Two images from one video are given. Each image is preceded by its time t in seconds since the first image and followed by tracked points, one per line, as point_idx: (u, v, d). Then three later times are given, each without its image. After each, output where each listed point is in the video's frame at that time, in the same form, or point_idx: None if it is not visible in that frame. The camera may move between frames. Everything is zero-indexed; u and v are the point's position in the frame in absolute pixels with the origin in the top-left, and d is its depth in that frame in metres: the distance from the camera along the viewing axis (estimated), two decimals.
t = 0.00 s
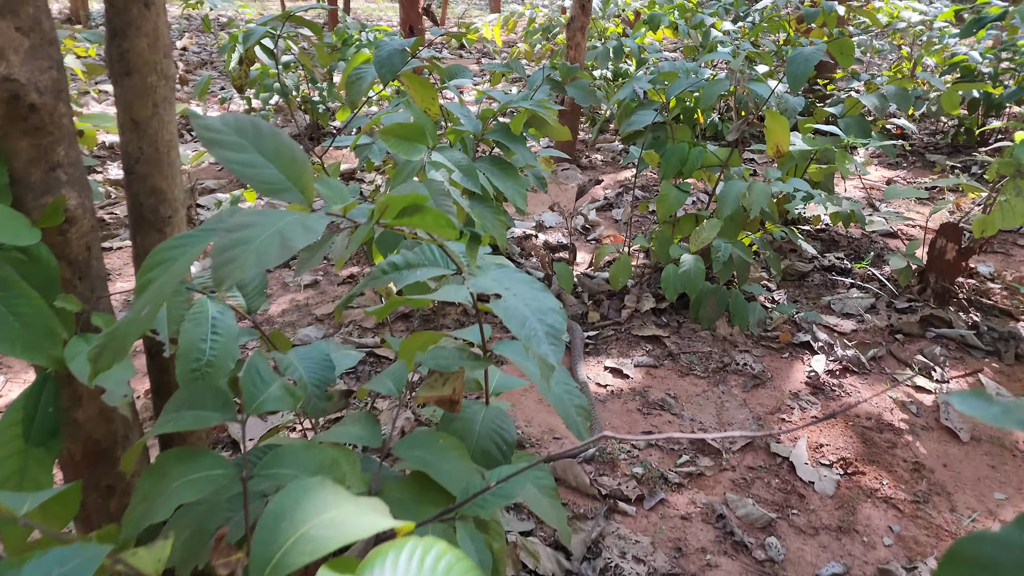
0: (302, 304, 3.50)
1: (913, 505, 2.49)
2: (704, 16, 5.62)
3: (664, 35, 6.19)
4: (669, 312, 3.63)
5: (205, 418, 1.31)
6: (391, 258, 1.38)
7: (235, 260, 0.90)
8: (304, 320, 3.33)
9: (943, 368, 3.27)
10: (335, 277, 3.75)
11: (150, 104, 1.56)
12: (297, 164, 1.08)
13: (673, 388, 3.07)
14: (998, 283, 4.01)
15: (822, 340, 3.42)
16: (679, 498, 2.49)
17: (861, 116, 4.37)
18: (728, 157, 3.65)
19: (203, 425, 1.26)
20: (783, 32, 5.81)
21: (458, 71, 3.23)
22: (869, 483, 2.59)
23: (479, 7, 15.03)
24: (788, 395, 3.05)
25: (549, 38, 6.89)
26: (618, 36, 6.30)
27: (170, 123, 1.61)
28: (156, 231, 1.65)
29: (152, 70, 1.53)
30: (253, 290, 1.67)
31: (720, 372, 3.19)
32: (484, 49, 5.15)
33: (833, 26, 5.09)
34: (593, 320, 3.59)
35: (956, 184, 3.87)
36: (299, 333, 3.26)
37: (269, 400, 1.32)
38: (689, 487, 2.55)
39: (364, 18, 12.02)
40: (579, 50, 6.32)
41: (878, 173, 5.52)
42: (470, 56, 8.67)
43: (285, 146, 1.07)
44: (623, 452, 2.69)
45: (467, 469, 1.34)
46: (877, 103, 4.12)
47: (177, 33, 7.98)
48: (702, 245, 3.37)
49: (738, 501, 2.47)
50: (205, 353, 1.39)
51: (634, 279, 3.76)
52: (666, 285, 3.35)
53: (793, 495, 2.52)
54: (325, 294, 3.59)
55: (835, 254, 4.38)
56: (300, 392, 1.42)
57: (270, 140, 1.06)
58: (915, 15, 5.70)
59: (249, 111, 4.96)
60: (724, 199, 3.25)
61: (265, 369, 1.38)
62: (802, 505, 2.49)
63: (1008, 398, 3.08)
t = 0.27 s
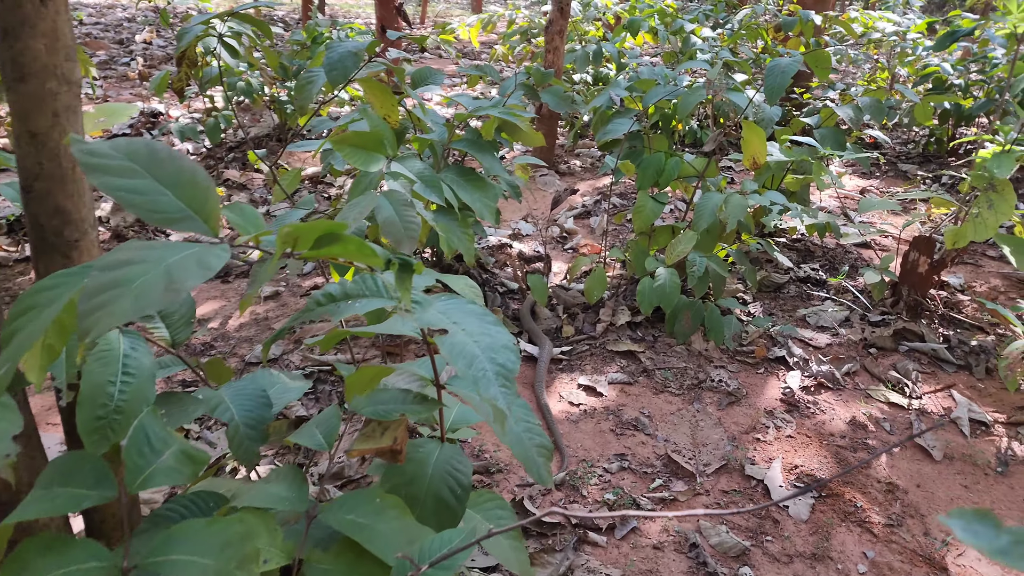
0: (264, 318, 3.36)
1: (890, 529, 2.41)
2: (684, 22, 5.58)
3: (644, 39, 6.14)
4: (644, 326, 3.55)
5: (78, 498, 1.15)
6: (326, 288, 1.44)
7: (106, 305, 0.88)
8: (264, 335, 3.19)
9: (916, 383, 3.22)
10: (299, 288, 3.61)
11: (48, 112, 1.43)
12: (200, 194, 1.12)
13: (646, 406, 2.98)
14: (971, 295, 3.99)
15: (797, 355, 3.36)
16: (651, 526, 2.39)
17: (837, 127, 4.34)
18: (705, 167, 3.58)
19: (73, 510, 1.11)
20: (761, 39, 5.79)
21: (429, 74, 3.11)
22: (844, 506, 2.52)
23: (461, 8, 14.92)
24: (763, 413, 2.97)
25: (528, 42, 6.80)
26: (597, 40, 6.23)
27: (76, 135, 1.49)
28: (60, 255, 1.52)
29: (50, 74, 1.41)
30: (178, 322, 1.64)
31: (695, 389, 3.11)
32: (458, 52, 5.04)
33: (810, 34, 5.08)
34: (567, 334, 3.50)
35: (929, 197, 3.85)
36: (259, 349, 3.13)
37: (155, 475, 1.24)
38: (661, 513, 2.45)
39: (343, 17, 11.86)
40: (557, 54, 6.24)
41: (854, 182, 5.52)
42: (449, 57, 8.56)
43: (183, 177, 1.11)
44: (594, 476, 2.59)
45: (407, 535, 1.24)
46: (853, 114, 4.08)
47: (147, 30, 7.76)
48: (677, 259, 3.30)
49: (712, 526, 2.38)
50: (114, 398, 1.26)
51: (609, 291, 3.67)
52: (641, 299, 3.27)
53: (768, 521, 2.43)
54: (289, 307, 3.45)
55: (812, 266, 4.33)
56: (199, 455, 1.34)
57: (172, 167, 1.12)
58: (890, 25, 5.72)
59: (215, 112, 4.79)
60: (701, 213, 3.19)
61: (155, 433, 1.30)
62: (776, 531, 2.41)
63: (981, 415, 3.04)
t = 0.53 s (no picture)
0: (243, 335, 3.31)
1: (879, 524, 2.41)
2: (655, 12, 5.53)
3: (617, 30, 6.08)
4: (625, 325, 3.54)
5: (32, 561, 1.12)
6: (287, 321, 1.45)
7: (40, 368, 0.86)
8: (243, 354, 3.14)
9: (902, 371, 3.22)
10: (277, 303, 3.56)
11: None
12: (141, 236, 1.10)
13: (631, 408, 2.97)
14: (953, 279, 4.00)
15: (780, 349, 3.35)
16: (639, 531, 2.37)
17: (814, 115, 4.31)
18: (681, 163, 3.55)
19: None
20: (734, 27, 5.75)
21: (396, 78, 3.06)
22: (833, 502, 2.52)
23: (435, 4, 14.78)
24: (748, 410, 2.97)
25: (501, 38, 6.73)
26: (570, 34, 6.19)
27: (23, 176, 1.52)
28: (15, 297, 1.54)
29: None
30: (143, 357, 1.58)
31: (679, 388, 3.10)
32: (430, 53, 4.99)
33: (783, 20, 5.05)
34: (549, 338, 3.48)
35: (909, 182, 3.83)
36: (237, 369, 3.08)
37: (112, 531, 1.20)
38: (649, 517, 2.43)
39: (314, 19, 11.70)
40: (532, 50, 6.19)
41: (832, 166, 5.51)
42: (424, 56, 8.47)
43: (123, 219, 1.09)
44: (580, 483, 2.57)
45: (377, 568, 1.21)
46: (830, 101, 4.04)
47: (114, 43, 7.63)
48: (657, 256, 3.30)
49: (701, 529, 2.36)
50: (77, 442, 1.22)
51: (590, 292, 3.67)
52: (621, 298, 3.28)
53: (756, 521, 2.42)
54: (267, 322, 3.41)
55: (793, 255, 4.33)
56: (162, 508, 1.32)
57: (110, 206, 1.08)
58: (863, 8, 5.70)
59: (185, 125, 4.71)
60: (678, 209, 3.19)
61: (110, 488, 1.24)
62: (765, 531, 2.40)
63: (966, 401, 3.04)
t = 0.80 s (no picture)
0: (262, 322, 3.48)
1: (864, 527, 2.47)
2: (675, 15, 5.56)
3: (637, 33, 6.12)
4: (629, 326, 3.64)
5: (72, 502, 1.29)
6: (302, 306, 1.59)
7: (92, 332, 1.05)
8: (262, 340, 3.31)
9: (902, 381, 3.26)
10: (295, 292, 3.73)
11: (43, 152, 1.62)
12: (181, 223, 1.25)
13: (629, 406, 3.08)
14: (963, 290, 4.00)
15: (782, 354, 3.41)
16: (628, 523, 2.47)
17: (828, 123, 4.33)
18: (689, 167, 3.62)
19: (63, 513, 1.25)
20: (754, 32, 5.76)
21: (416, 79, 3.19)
22: (821, 504, 2.59)
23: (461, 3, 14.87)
24: (744, 412, 3.05)
25: (523, 38, 6.82)
26: (590, 35, 6.26)
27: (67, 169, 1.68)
28: (61, 280, 1.70)
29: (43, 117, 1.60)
30: (171, 334, 1.73)
31: (677, 388, 3.20)
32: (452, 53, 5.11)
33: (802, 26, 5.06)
34: (554, 335, 3.59)
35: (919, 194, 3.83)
36: (257, 353, 3.26)
37: (139, 480, 1.34)
38: (639, 511, 2.53)
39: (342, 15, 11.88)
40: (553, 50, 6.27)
41: (849, 174, 5.51)
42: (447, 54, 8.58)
43: (168, 210, 1.24)
44: (575, 475, 2.68)
45: (370, 534, 1.34)
46: (844, 110, 4.08)
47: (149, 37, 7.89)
48: (662, 259, 3.39)
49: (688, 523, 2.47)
50: (112, 408, 1.38)
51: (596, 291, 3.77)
52: (626, 299, 3.36)
53: (743, 519, 2.51)
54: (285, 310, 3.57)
55: (802, 261, 4.37)
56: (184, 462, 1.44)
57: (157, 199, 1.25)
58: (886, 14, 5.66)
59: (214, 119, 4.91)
60: (684, 213, 3.27)
61: (140, 445, 1.39)
62: (752, 528, 2.48)
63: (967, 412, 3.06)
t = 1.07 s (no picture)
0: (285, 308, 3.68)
1: (866, 474, 2.58)
2: None
3: None
4: (636, 295, 3.77)
5: None
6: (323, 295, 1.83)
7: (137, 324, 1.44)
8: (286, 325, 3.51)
9: (904, 337, 3.35)
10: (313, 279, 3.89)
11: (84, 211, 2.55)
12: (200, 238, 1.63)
13: (637, 373, 3.22)
14: (968, 243, 4.03)
15: (784, 315, 3.55)
16: (637, 480, 2.62)
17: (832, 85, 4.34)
18: (690, 138, 3.68)
19: None
20: None
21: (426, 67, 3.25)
22: (822, 455, 2.70)
23: None
24: (748, 372, 3.17)
25: (524, 11, 6.82)
26: (592, 5, 6.23)
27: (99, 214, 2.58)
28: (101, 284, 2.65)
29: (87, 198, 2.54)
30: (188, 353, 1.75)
31: (683, 353, 3.34)
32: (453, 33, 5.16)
33: None
34: (565, 307, 3.71)
35: (921, 150, 3.82)
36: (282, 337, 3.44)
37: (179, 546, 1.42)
38: (648, 469, 2.67)
39: None
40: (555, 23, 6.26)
41: (857, 134, 5.51)
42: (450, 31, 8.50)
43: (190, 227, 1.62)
44: (586, 438, 2.82)
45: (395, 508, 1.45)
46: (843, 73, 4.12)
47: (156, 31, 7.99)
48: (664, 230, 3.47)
49: (693, 477, 2.61)
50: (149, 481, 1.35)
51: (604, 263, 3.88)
52: (631, 270, 3.46)
53: (749, 470, 2.65)
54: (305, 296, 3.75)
55: (808, 223, 4.39)
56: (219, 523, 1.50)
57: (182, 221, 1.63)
58: None
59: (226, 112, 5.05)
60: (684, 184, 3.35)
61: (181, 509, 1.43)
62: (756, 479, 2.61)
63: (968, 364, 3.14)
